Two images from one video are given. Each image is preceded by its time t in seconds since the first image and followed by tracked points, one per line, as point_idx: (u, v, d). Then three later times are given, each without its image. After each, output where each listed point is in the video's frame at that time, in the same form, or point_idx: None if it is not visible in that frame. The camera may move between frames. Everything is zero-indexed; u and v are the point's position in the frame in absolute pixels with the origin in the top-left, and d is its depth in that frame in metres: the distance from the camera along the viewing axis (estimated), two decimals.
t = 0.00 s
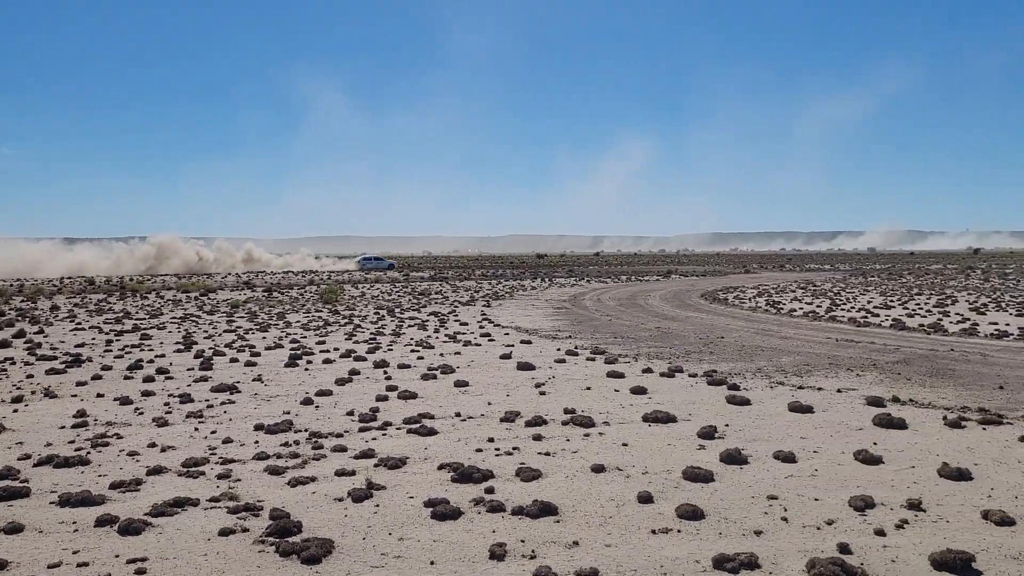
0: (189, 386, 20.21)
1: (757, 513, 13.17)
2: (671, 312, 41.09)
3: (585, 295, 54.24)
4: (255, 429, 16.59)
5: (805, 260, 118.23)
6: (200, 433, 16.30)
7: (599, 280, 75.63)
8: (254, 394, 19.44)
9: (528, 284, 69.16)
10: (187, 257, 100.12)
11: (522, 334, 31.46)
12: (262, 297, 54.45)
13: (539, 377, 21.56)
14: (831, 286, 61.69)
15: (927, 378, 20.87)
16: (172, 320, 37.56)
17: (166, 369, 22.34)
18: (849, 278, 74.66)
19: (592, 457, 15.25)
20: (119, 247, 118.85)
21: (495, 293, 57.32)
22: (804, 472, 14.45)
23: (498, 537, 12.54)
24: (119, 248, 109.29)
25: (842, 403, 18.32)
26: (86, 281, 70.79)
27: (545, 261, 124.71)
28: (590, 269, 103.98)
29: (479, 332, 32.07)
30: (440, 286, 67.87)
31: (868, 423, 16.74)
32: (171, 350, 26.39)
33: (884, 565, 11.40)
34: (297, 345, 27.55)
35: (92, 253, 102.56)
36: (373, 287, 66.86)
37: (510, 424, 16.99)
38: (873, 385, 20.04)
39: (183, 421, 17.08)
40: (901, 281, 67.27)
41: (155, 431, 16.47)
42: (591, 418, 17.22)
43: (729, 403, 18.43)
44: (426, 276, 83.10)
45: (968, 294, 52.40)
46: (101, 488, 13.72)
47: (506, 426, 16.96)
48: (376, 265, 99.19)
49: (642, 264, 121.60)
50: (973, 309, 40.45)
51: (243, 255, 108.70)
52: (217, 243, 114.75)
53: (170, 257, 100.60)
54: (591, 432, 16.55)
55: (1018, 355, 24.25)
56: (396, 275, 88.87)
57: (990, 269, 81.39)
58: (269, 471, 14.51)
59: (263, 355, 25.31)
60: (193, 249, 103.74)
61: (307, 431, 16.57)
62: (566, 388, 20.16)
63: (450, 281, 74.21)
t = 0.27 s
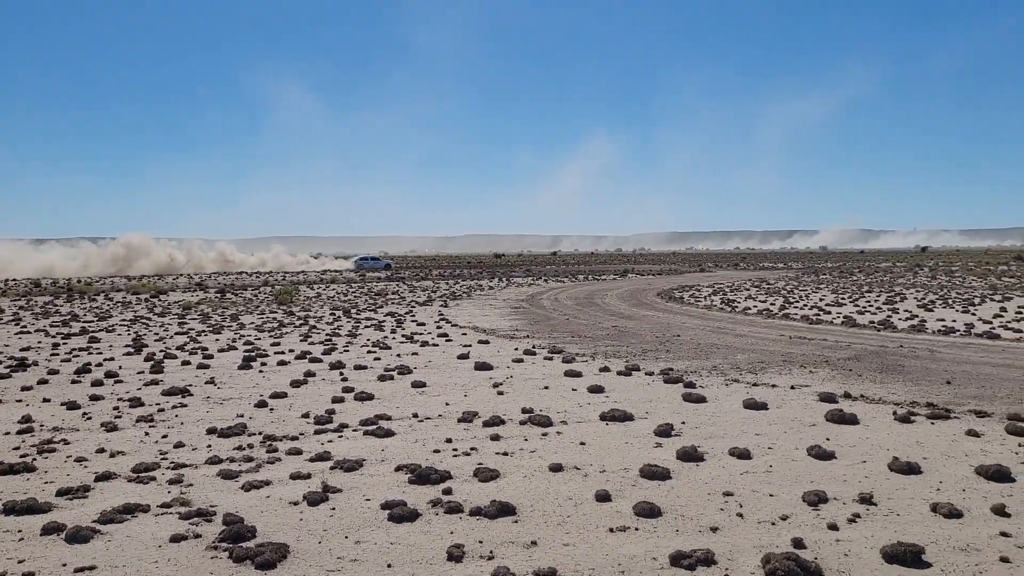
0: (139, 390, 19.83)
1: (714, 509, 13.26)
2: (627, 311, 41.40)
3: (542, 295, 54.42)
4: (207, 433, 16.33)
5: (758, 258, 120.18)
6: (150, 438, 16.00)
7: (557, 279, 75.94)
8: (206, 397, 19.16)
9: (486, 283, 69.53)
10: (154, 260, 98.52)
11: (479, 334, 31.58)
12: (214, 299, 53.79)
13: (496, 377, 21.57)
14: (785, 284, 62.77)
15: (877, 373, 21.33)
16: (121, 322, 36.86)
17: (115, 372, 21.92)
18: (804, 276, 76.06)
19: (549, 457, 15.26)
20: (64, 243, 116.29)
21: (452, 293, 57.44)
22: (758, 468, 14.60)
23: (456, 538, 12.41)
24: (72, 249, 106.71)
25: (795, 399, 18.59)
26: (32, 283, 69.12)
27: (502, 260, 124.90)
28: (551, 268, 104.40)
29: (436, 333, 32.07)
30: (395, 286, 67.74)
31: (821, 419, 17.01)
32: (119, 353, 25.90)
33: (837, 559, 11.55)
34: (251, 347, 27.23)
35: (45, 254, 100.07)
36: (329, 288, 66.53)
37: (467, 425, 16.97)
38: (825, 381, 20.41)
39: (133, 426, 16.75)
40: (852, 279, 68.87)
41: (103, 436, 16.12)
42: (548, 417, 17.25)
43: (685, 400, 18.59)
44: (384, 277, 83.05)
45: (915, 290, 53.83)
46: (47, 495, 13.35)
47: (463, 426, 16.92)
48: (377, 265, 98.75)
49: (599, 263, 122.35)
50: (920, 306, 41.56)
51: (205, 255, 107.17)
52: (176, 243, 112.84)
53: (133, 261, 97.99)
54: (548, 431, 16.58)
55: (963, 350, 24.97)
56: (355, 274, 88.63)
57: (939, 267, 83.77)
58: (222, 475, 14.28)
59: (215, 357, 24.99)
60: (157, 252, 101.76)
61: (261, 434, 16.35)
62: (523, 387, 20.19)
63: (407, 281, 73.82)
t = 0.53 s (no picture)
0: (108, 392, 19.58)
1: (687, 508, 13.31)
2: (600, 310, 41.56)
3: (515, 295, 54.48)
4: (178, 435, 16.16)
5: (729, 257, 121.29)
6: (119, 440, 15.80)
7: (531, 279, 76.19)
8: (176, 399, 18.96)
9: (461, 283, 69.77)
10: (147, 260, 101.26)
11: (453, 334, 31.60)
12: (185, 299, 53.35)
13: (471, 377, 21.55)
14: (757, 284, 63.43)
15: (848, 372, 21.58)
16: (90, 323, 36.40)
17: (83, 374, 21.63)
18: (776, 276, 76.96)
19: (524, 457, 15.24)
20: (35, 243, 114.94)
21: (427, 293, 57.44)
22: (732, 467, 14.69)
23: (430, 539, 12.34)
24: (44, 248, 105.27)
25: (768, 398, 18.74)
26: None
27: (476, 259, 124.98)
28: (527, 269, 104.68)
29: (410, 333, 32.05)
30: (368, 287, 67.58)
31: (793, 418, 17.16)
32: (88, 355, 25.57)
33: (809, 556, 11.62)
34: (223, 347, 27.03)
35: (16, 254, 98.66)
36: (302, 288, 66.34)
37: (442, 426, 16.92)
38: (797, 380, 20.61)
39: (102, 428, 16.53)
40: (823, 279, 69.80)
41: (71, 438, 15.88)
42: (523, 417, 17.24)
43: (659, 400, 18.68)
44: (358, 277, 83.02)
45: (884, 290, 54.71)
46: (13, 499, 13.10)
47: (438, 427, 16.87)
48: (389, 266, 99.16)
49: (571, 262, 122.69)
50: (890, 306, 42.17)
51: (183, 255, 106.43)
52: (151, 243, 111.70)
53: (120, 261, 99.95)
54: (523, 431, 16.57)
55: (931, 349, 25.37)
56: (330, 274, 88.57)
57: (907, 268, 85.21)
58: (193, 478, 14.11)
59: (186, 358, 24.75)
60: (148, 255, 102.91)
61: (232, 436, 16.20)
62: (498, 388, 20.19)
63: (379, 282, 73.58)
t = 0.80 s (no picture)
0: (83, 395, 19.35)
1: (666, 510, 13.33)
2: (580, 312, 41.65)
3: (494, 297, 54.50)
4: (154, 439, 16.00)
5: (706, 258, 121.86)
6: (94, 443, 15.62)
7: (512, 281, 76.18)
8: (152, 402, 18.79)
9: (441, 286, 69.78)
10: (146, 263, 101.67)
11: (434, 336, 31.58)
12: (162, 301, 52.88)
13: (450, 380, 21.52)
14: (736, 286, 63.85)
15: (826, 374, 21.74)
16: (65, 325, 35.97)
17: (58, 377, 21.37)
18: (754, 278, 77.56)
19: (504, 460, 15.22)
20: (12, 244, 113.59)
21: (407, 295, 57.39)
22: (710, 469, 14.74)
23: (409, 543, 12.27)
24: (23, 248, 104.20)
25: (746, 400, 18.84)
26: None
27: (455, 261, 124.86)
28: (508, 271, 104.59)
29: (390, 335, 31.99)
30: (348, 289, 67.35)
31: (772, 420, 17.25)
32: (62, 357, 25.27)
33: (787, 558, 11.67)
34: (199, 350, 26.82)
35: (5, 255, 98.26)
36: (281, 290, 66.04)
37: (421, 429, 16.88)
38: (775, 382, 20.75)
39: (76, 431, 16.34)
40: (801, 281, 70.35)
41: (45, 442, 15.67)
42: (503, 420, 17.23)
43: (639, 402, 18.73)
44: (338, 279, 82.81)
45: (861, 293, 55.31)
46: None
47: (417, 429, 16.82)
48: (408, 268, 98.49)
49: (550, 263, 122.67)
50: (866, 308, 42.61)
51: (181, 259, 106.52)
52: (149, 246, 111.59)
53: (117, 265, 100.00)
54: (503, 434, 16.55)
55: (907, 351, 25.64)
56: (311, 276, 88.22)
57: (883, 271, 86.26)
58: (170, 482, 13.97)
59: (163, 361, 24.54)
60: (146, 259, 102.84)
61: (209, 439, 16.06)
62: (477, 390, 20.16)
63: (358, 284, 73.21)
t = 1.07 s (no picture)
0: (67, 399, 19.20)
1: (654, 513, 13.35)
2: (567, 315, 41.68)
3: (482, 300, 54.45)
4: (139, 442, 15.90)
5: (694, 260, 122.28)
6: (78, 447, 15.51)
7: (499, 283, 76.14)
8: (137, 405, 18.68)
9: (429, 288, 69.76)
10: (153, 265, 101.59)
11: (420, 339, 31.56)
12: (148, 304, 52.50)
13: (438, 383, 21.50)
14: (722, 289, 64.03)
15: (812, 377, 21.85)
16: (48, 328, 35.65)
17: (42, 380, 21.19)
18: (741, 281, 77.85)
19: (491, 462, 15.21)
20: None
21: (394, 298, 57.32)
22: (697, 471, 14.77)
23: (397, 546, 12.23)
24: (11, 249, 103.43)
25: (733, 402, 18.90)
26: None
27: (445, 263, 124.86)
28: (497, 273, 104.54)
29: (377, 338, 31.93)
30: (335, 291, 67.14)
31: (759, 422, 17.32)
32: (46, 361, 25.06)
33: (773, 560, 11.71)
34: (184, 353, 26.67)
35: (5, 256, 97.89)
36: (267, 292, 65.80)
37: (409, 432, 16.85)
38: (761, 385, 20.83)
39: (61, 435, 16.22)
40: (788, 284, 70.66)
41: (29, 446, 15.54)
42: (490, 423, 17.22)
43: (626, 405, 18.76)
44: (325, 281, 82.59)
45: (847, 295, 55.62)
46: None
47: (404, 432, 16.80)
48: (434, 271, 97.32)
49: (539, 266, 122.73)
50: (852, 310, 42.82)
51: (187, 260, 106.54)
52: (156, 249, 111.70)
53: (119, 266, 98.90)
54: (490, 437, 16.54)
55: (892, 354, 25.79)
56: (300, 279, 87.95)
57: (869, 273, 86.82)
58: (155, 486, 13.88)
59: (148, 364, 24.39)
60: (156, 262, 102.73)
61: (195, 443, 15.97)
62: (465, 393, 20.15)
63: (346, 287, 72.99)
